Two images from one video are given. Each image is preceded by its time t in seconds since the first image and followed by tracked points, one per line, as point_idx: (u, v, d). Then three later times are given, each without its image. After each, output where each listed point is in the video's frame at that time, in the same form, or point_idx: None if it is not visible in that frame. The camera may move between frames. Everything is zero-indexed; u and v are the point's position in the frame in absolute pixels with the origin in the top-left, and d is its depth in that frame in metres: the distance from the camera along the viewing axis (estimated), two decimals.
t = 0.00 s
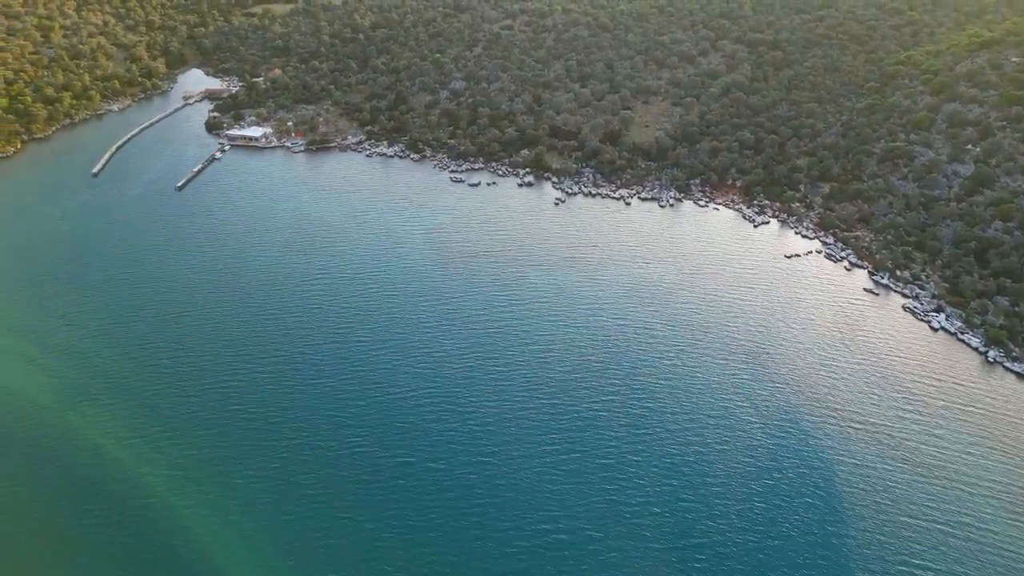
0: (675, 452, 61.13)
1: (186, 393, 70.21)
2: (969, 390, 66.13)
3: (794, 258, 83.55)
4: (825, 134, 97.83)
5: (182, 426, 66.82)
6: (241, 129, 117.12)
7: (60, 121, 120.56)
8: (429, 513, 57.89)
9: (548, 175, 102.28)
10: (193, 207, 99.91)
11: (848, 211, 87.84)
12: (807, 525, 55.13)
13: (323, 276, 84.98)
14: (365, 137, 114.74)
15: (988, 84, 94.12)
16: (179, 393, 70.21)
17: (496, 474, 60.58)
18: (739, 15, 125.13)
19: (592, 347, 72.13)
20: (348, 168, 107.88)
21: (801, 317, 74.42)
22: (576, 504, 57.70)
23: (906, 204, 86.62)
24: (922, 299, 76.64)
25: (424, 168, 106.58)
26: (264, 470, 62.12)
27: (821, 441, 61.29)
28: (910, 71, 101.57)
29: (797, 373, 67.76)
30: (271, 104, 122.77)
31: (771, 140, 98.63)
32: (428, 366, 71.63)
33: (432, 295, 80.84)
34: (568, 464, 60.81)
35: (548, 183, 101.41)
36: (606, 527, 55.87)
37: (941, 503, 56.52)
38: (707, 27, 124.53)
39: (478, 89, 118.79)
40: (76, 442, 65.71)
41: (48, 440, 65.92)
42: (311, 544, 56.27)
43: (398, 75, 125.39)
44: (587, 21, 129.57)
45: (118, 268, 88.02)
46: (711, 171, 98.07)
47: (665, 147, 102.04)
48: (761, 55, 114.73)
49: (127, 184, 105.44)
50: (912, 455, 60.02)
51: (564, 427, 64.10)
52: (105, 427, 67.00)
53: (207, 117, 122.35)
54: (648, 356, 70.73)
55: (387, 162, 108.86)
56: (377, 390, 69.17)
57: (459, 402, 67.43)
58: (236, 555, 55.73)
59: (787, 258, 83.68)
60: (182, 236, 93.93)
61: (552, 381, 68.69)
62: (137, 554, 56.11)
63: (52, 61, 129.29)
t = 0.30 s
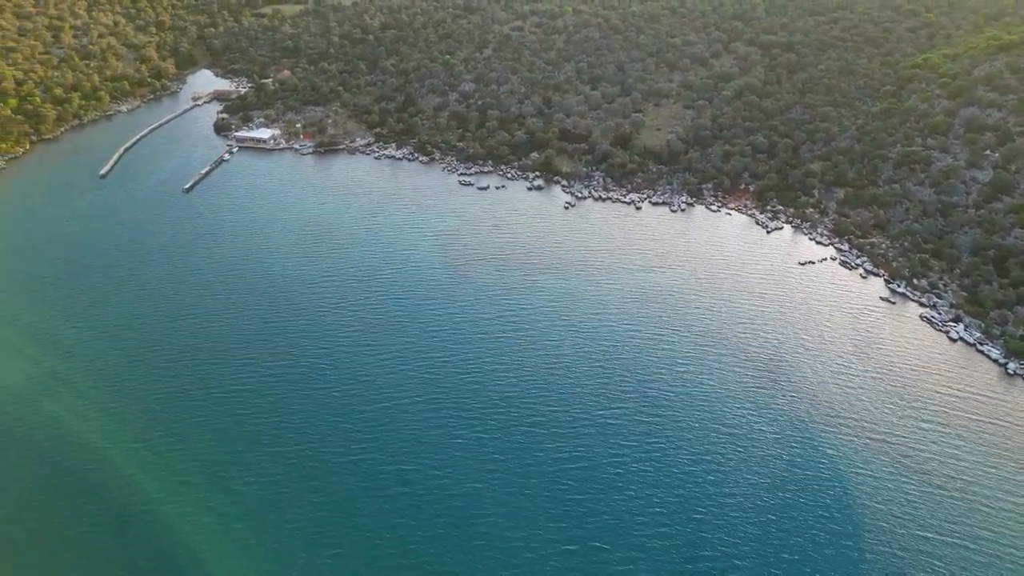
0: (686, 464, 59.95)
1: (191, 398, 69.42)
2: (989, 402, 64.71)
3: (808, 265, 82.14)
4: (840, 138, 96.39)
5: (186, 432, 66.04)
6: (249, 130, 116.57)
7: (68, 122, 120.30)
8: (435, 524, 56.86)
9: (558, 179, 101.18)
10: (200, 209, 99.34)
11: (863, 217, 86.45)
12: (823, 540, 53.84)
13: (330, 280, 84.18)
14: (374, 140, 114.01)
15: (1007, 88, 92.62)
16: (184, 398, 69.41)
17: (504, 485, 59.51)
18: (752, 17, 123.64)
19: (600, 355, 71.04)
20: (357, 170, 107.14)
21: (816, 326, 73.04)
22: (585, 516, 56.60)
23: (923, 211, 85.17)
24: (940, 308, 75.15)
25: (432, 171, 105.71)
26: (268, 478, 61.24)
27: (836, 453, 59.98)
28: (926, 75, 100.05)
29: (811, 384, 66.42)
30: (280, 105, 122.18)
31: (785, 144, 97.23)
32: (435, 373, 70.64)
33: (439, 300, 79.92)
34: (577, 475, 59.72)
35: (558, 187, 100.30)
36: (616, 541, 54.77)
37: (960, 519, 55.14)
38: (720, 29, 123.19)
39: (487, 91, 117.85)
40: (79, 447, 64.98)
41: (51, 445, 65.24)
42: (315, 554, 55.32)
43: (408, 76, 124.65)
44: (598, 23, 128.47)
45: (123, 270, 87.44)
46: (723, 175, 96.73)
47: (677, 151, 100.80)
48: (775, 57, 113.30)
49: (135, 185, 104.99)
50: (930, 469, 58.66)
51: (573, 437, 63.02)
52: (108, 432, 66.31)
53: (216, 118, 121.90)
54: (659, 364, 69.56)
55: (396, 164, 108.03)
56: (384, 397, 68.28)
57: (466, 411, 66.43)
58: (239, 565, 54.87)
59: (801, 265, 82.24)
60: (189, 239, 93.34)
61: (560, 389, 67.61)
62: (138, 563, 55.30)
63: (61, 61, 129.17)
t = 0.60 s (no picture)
0: (699, 476, 58.98)
1: (198, 402, 68.84)
2: (1010, 415, 63.40)
3: (825, 272, 80.83)
4: (857, 142, 95.07)
5: (192, 437, 65.43)
6: (260, 132, 116.11)
7: (80, 123, 120.23)
8: (443, 535, 56.00)
9: (570, 182, 100.18)
10: (209, 211, 98.87)
11: (881, 224, 85.13)
12: (840, 557, 52.78)
13: (339, 283, 83.52)
14: (384, 142, 113.39)
15: None
16: (191, 403, 68.78)
17: (514, 495, 58.63)
18: (767, 18, 122.18)
19: (612, 363, 70.15)
20: (367, 173, 106.53)
21: (831, 335, 71.76)
22: (596, 529, 55.63)
23: (942, 218, 83.86)
24: (960, 318, 73.74)
25: (443, 174, 104.92)
26: (274, 486, 60.58)
27: (854, 468, 58.86)
28: (945, 78, 98.52)
29: (827, 395, 65.23)
30: (291, 106, 121.79)
31: (801, 149, 95.91)
32: (444, 379, 69.85)
33: (448, 305, 79.20)
34: (589, 486, 58.85)
35: (569, 191, 99.32)
36: (629, 555, 53.83)
37: (981, 538, 54.09)
38: (734, 30, 121.81)
39: (499, 93, 116.98)
40: (86, 452, 64.46)
41: (58, 449, 64.77)
42: (321, 565, 54.64)
43: (419, 78, 123.95)
44: (611, 24, 127.38)
45: (132, 272, 87.02)
46: (738, 180, 95.46)
47: (691, 155, 99.62)
48: (790, 59, 111.83)
49: (145, 187, 104.71)
50: (950, 485, 57.57)
51: (584, 447, 62.05)
52: (114, 437, 65.76)
53: (227, 119, 121.58)
54: (672, 373, 68.53)
55: (407, 167, 107.31)
56: (392, 404, 67.48)
57: (476, 418, 65.60)
58: None
59: (817, 272, 80.92)
60: (198, 241, 92.91)
61: (571, 398, 66.72)
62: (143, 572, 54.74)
63: (74, 62, 129.16)
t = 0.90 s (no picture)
0: (712, 489, 57.81)
1: (204, 407, 68.20)
2: None
3: (841, 280, 79.42)
4: (874, 147, 93.85)
5: (197, 443, 64.69)
6: (270, 134, 115.53)
7: (91, 124, 120.07)
8: (449, 547, 54.95)
9: (581, 186, 99.08)
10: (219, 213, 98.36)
11: (899, 230, 83.91)
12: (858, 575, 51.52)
13: (348, 287, 82.80)
14: (395, 144, 112.62)
15: None
16: (197, 408, 68.14)
17: (522, 505, 57.61)
18: (782, 20, 120.59)
19: (623, 372, 69.04)
20: (377, 175, 105.82)
21: (848, 345, 70.40)
22: (606, 543, 54.47)
23: (961, 225, 82.48)
24: (981, 329, 72.17)
25: (453, 177, 104.05)
26: (279, 494, 59.77)
27: (871, 483, 57.57)
28: (964, 82, 96.89)
29: (842, 407, 63.96)
30: (301, 108, 121.31)
31: (816, 153, 94.58)
32: (453, 386, 68.96)
33: (457, 310, 78.30)
34: (599, 497, 57.78)
35: (580, 195, 98.22)
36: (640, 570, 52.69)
37: (1003, 557, 52.78)
38: (748, 32, 120.38)
39: (510, 95, 116.09)
40: (91, 456, 63.81)
41: (63, 453, 64.19)
42: None
43: (430, 80, 123.16)
44: (624, 26, 126.25)
45: (141, 275, 86.46)
46: (752, 185, 94.10)
47: (704, 159, 98.38)
48: (806, 61, 110.28)
49: (155, 189, 104.34)
50: (970, 501, 56.26)
51: (594, 457, 60.95)
52: (119, 442, 65.11)
53: (237, 121, 121.20)
54: (684, 383, 67.39)
55: (417, 170, 106.55)
56: (400, 412, 66.59)
57: (484, 427, 64.68)
58: None
59: (834, 280, 79.50)
60: (207, 243, 92.39)
61: (581, 407, 65.69)
62: None
63: (86, 62, 129.01)
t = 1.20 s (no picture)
0: (726, 503, 56.50)
1: (212, 412, 67.49)
2: None
3: (859, 289, 78.02)
4: (892, 153, 92.67)
5: (203, 449, 63.89)
6: (280, 135, 114.94)
7: (102, 124, 119.75)
8: (457, 560, 53.73)
9: (593, 191, 97.84)
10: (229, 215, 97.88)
11: (919, 238, 83.00)
12: None
13: (357, 290, 82.03)
14: (405, 146, 111.68)
15: None
16: (205, 413, 67.43)
17: (532, 517, 56.45)
18: (798, 22, 119.06)
19: (635, 381, 67.81)
20: (387, 178, 104.95)
21: (866, 356, 69.01)
22: (617, 558, 53.08)
23: (983, 233, 81.04)
24: (1003, 340, 70.43)
25: (464, 180, 103.01)
26: (285, 503, 58.87)
27: (891, 498, 56.16)
28: (986, 86, 94.61)
29: (861, 420, 62.57)
30: (312, 110, 120.74)
31: (834, 158, 93.34)
32: (462, 394, 67.98)
33: (467, 315, 77.39)
34: (611, 510, 56.51)
35: (592, 200, 96.95)
36: None
37: None
38: (764, 34, 118.86)
39: (522, 97, 115.13)
40: (96, 461, 63.00)
41: (68, 458, 63.36)
42: None
43: (442, 82, 122.28)
44: (637, 27, 124.95)
45: (149, 278, 85.89)
46: (768, 190, 92.58)
47: (719, 163, 97.21)
48: (822, 64, 108.69)
49: (164, 190, 103.89)
50: (994, 518, 54.68)
51: (606, 469, 59.79)
52: (124, 447, 64.29)
53: (248, 122, 120.70)
54: (697, 393, 66.14)
55: (427, 173, 105.57)
56: (408, 420, 65.66)
57: (494, 436, 63.63)
58: None
59: (851, 289, 78.05)
60: (216, 245, 91.82)
61: (593, 416, 64.56)
62: None
63: (98, 62, 128.44)
